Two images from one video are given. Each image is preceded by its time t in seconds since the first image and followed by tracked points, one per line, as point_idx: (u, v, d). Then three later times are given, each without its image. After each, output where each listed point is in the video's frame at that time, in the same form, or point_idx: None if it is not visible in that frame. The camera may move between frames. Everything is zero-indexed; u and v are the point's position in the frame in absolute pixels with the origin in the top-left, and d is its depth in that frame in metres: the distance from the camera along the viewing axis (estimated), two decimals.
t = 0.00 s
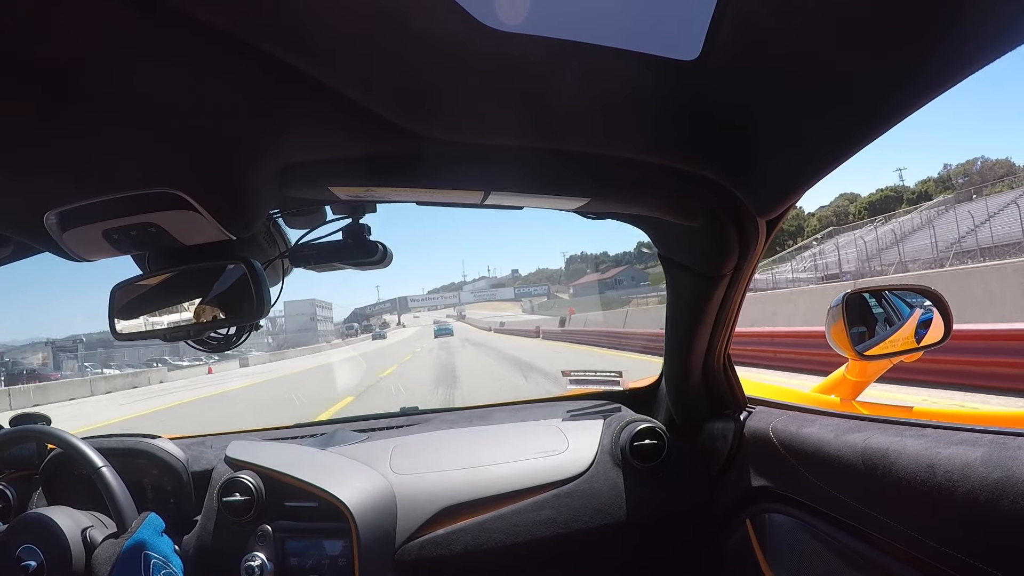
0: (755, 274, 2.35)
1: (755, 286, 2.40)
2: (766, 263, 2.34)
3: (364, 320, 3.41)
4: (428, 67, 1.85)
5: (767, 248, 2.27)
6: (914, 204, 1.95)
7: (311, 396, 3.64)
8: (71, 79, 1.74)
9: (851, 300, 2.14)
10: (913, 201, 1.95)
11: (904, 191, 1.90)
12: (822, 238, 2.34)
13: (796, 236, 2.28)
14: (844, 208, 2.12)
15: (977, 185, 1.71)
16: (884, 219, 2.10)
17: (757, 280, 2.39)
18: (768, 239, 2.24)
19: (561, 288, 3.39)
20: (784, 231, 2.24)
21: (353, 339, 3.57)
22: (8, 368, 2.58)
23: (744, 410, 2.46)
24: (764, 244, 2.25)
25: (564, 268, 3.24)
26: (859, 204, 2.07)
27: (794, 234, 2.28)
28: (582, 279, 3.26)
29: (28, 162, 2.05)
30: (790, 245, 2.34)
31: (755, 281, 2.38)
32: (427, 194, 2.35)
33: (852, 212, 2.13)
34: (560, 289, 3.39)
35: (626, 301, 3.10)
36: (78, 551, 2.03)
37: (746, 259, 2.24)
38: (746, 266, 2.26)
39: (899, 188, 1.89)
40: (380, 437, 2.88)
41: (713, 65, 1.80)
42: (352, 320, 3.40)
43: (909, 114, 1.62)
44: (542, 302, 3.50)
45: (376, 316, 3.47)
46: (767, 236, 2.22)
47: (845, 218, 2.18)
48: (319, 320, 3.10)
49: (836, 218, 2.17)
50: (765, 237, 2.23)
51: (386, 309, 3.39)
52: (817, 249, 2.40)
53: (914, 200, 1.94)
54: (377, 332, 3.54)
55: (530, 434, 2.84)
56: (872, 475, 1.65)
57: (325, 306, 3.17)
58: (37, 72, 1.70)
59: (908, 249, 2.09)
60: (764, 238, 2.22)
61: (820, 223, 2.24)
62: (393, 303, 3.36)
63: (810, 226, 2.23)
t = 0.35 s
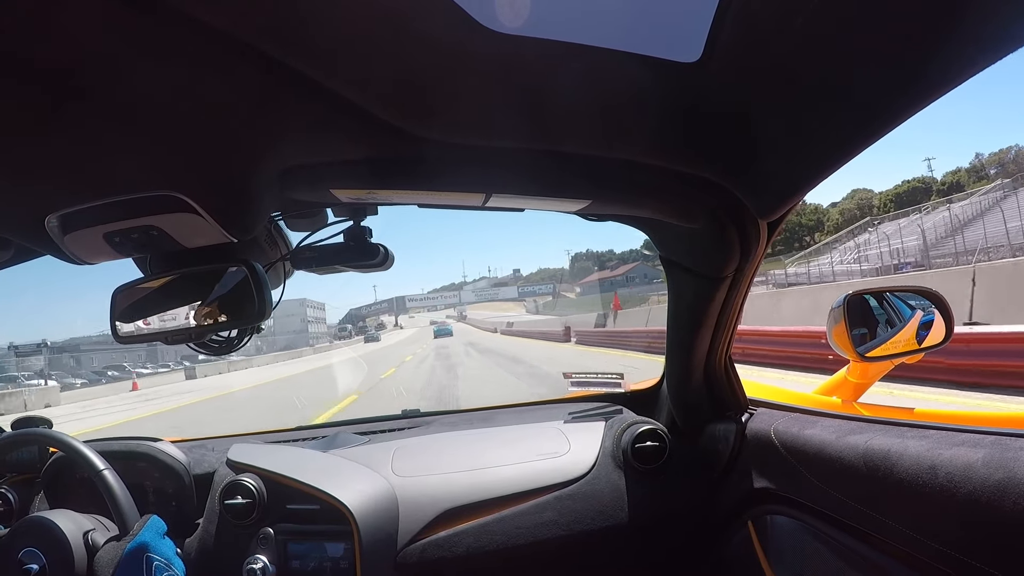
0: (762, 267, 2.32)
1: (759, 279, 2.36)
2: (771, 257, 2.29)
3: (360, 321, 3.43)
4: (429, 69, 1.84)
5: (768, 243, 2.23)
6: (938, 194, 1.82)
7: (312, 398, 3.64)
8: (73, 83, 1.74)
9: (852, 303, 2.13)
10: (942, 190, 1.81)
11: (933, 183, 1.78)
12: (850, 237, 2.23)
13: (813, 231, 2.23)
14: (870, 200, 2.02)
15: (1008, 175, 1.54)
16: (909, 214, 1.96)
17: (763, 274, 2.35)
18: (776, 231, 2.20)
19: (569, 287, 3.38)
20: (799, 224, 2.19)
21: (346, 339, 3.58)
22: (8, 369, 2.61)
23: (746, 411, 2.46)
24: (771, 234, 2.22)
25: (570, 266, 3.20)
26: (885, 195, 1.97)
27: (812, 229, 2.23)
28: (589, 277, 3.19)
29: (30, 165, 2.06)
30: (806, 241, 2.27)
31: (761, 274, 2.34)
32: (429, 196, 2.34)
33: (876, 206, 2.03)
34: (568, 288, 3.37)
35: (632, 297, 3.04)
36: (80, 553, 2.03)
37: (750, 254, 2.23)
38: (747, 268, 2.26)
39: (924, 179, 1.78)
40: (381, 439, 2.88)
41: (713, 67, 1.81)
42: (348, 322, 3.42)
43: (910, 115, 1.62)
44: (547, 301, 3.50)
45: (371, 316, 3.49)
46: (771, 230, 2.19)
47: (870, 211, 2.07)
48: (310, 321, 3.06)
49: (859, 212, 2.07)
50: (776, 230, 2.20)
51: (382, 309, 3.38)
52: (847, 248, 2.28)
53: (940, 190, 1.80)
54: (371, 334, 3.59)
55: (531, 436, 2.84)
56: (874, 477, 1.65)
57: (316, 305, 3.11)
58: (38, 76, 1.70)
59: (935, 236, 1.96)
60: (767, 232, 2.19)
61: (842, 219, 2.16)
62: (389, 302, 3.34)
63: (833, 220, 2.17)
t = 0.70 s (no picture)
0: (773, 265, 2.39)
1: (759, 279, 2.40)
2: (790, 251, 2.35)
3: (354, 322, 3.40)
4: (428, 68, 1.85)
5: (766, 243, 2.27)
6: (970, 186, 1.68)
7: (312, 397, 3.64)
8: (73, 82, 1.75)
9: (852, 300, 2.15)
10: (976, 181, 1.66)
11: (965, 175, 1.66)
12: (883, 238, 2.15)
13: (838, 226, 2.21)
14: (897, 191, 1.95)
15: None
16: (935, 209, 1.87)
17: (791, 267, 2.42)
18: (789, 226, 2.24)
19: (574, 286, 3.35)
20: (820, 219, 2.20)
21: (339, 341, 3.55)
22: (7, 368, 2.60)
23: (745, 409, 2.46)
24: (783, 231, 2.26)
25: (575, 265, 3.17)
26: (914, 186, 1.89)
27: (836, 224, 2.21)
28: (601, 274, 3.09)
29: (31, 164, 2.06)
30: (827, 237, 2.25)
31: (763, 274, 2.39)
32: (429, 195, 2.35)
33: (902, 199, 1.96)
34: (574, 287, 3.35)
35: (631, 298, 3.06)
36: (80, 552, 2.03)
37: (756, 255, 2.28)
38: (747, 267, 2.26)
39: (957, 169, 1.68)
40: (381, 438, 2.88)
41: (712, 66, 1.81)
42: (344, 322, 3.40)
43: (910, 113, 1.63)
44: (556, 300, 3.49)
45: (367, 316, 3.43)
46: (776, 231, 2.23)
47: (896, 206, 2.01)
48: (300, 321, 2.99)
49: (886, 207, 2.03)
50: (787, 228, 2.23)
51: (379, 309, 3.33)
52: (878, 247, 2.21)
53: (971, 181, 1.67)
54: (364, 334, 3.52)
55: (531, 435, 2.84)
56: (873, 475, 1.65)
57: (307, 305, 3.04)
58: (39, 75, 1.71)
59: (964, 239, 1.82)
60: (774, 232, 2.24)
61: (867, 212, 2.10)
62: (386, 300, 3.30)
63: (858, 216, 2.14)
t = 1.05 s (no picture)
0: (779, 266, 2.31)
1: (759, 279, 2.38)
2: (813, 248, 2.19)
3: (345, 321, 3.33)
4: (429, 69, 1.84)
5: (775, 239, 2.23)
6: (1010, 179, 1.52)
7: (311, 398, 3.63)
8: (74, 82, 1.75)
9: (852, 305, 2.13)
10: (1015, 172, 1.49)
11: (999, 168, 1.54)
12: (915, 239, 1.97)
13: (862, 223, 2.08)
14: (929, 185, 1.81)
15: None
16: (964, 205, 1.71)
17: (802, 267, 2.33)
18: (811, 220, 2.12)
19: (581, 285, 3.26)
20: (843, 213, 2.06)
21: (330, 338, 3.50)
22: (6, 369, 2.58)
23: (745, 413, 2.46)
24: (801, 225, 2.17)
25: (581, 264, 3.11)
26: (946, 179, 1.75)
27: (861, 220, 2.07)
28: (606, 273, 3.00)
29: (31, 165, 2.06)
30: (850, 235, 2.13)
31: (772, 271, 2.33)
32: (429, 196, 2.34)
33: (934, 193, 1.81)
34: (582, 286, 3.26)
35: (635, 297, 2.97)
36: (78, 551, 2.03)
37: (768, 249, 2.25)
38: (746, 270, 2.26)
39: (993, 160, 1.55)
40: (380, 439, 2.88)
41: (712, 68, 1.81)
42: (336, 321, 3.33)
43: (911, 117, 1.63)
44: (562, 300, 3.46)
45: (360, 316, 3.39)
46: (789, 226, 2.17)
47: (928, 202, 1.85)
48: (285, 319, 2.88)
49: (914, 201, 1.88)
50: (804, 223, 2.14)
51: (374, 307, 3.27)
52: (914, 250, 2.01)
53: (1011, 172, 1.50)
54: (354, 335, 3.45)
55: (530, 437, 2.84)
56: (872, 479, 1.65)
57: (295, 301, 2.94)
58: (40, 74, 1.71)
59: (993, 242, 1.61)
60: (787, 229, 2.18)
61: (894, 207, 1.95)
62: (381, 299, 3.22)
63: (885, 213, 1.99)
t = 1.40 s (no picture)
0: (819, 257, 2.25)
1: (811, 271, 2.36)
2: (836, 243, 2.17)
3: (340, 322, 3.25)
4: (428, 69, 1.85)
5: (793, 232, 2.24)
6: None
7: (311, 397, 3.63)
8: (73, 80, 1.75)
9: (851, 303, 2.12)
10: None
11: None
12: (948, 231, 1.80)
13: (887, 215, 1.95)
14: (961, 174, 1.65)
15: None
16: (995, 202, 1.55)
17: (834, 261, 2.25)
18: (833, 212, 2.10)
19: (588, 282, 3.26)
20: (868, 206, 1.99)
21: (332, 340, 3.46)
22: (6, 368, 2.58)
23: (744, 410, 2.46)
24: (825, 218, 2.14)
25: (589, 260, 3.03)
26: (981, 169, 1.57)
27: (888, 211, 1.95)
28: (616, 271, 2.91)
29: (30, 163, 2.06)
30: (874, 228, 2.01)
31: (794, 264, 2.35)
32: (428, 195, 2.35)
33: (967, 182, 1.64)
34: (587, 283, 3.26)
35: (641, 295, 2.95)
36: (78, 549, 2.03)
37: (788, 241, 2.27)
38: (746, 267, 2.26)
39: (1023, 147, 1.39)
40: (379, 437, 2.88)
41: (711, 66, 1.81)
42: (330, 323, 3.23)
43: (908, 115, 1.63)
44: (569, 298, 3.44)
45: (354, 317, 3.32)
46: (809, 218, 2.17)
47: (962, 191, 1.67)
48: (273, 319, 2.75)
49: (944, 194, 1.71)
50: (826, 216, 2.12)
51: (369, 307, 3.24)
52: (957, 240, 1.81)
53: None
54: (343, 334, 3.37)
55: (529, 435, 2.84)
56: (871, 476, 1.66)
57: (285, 301, 2.81)
58: (39, 73, 1.71)
59: None
60: (807, 220, 2.19)
61: (925, 198, 1.79)
62: (375, 298, 3.18)
63: (914, 204, 1.84)
